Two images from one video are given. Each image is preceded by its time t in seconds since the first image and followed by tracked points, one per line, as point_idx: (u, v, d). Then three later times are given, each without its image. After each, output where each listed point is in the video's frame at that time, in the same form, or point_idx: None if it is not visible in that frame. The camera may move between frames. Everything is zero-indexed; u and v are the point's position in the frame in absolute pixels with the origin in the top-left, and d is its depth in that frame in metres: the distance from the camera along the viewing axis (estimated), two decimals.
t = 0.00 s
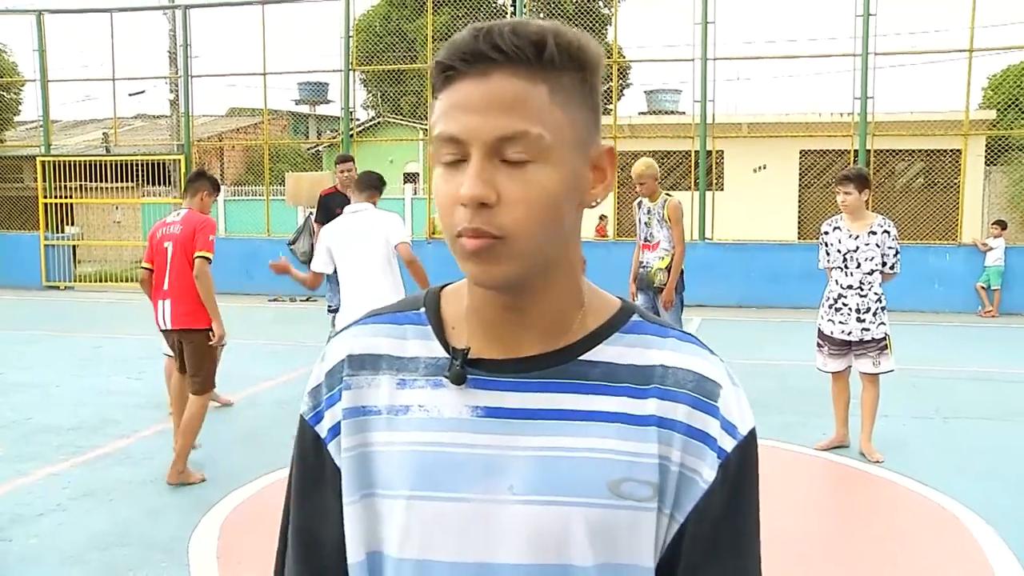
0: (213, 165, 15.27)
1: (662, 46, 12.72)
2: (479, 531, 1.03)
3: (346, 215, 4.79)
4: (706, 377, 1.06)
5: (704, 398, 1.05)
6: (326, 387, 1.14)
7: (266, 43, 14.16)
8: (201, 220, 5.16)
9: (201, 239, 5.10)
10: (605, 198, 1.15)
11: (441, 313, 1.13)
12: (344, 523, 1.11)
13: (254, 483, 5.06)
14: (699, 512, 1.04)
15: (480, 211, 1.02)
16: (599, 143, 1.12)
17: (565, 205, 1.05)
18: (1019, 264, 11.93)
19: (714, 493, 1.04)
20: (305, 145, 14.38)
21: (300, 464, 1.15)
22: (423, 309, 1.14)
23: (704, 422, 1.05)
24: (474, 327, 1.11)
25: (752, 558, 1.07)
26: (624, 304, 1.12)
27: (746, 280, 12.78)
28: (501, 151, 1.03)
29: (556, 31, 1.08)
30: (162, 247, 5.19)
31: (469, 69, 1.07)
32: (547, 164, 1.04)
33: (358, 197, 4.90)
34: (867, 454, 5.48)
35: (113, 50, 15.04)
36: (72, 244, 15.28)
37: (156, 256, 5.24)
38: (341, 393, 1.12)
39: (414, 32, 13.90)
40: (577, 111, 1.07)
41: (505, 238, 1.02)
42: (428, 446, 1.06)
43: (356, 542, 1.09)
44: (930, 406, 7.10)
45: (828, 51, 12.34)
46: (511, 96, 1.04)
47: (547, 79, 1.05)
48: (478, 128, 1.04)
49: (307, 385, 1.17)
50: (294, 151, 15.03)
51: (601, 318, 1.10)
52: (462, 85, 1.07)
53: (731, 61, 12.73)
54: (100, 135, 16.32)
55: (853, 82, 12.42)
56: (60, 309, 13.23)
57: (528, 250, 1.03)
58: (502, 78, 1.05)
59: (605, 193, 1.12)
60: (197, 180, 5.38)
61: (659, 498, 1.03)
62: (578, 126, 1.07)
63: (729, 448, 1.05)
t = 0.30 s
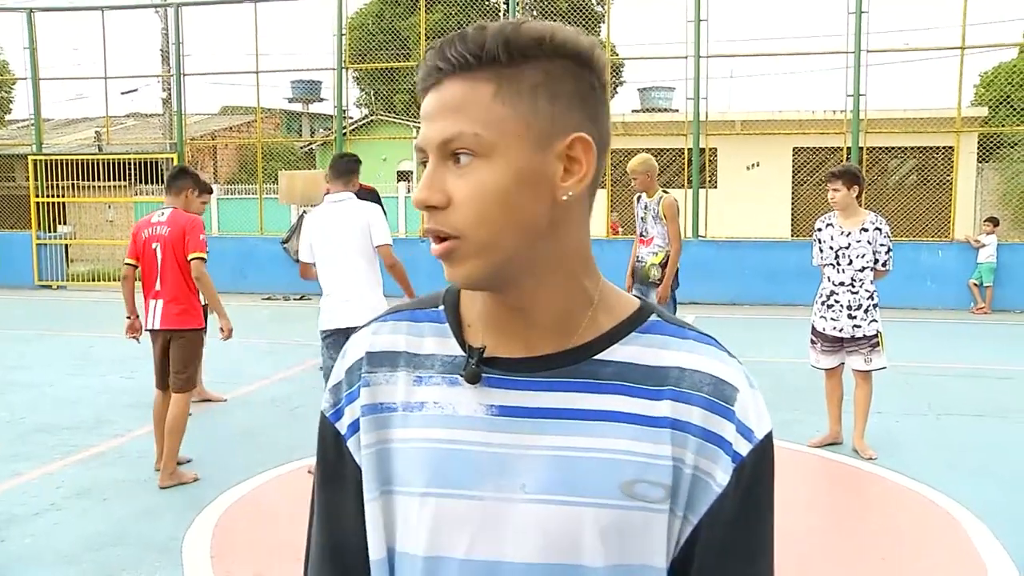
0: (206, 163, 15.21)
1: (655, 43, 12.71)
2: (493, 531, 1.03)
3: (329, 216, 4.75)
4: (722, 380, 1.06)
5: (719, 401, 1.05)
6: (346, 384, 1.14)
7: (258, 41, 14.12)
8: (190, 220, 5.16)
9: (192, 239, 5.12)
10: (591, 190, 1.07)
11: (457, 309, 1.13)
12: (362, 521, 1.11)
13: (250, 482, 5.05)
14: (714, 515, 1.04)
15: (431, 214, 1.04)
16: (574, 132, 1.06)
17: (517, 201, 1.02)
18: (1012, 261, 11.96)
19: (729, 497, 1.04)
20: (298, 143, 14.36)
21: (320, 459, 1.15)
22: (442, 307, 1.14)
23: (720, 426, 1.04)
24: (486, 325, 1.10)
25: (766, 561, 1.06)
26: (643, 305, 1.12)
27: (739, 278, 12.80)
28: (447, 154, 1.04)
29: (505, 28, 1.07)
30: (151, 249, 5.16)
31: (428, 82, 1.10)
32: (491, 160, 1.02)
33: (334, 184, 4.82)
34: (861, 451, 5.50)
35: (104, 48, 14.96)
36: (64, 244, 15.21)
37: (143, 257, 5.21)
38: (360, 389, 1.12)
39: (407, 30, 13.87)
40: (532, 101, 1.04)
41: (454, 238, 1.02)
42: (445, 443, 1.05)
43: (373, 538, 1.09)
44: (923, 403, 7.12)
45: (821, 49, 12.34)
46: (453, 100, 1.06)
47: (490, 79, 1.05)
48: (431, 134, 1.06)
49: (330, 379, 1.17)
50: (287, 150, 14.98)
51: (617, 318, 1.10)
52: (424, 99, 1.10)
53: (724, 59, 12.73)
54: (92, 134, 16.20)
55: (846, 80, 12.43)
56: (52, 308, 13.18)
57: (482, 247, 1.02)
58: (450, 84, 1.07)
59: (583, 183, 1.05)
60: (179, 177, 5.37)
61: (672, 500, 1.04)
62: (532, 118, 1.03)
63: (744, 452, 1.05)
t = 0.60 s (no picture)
0: (204, 163, 15.19)
1: (652, 42, 12.72)
2: (486, 530, 1.03)
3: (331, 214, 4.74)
4: (715, 376, 1.05)
5: (712, 397, 1.04)
6: (349, 386, 1.14)
7: (255, 41, 14.12)
8: (176, 216, 5.19)
9: (177, 236, 5.12)
10: (570, 195, 1.06)
11: (457, 310, 1.13)
12: (363, 521, 1.11)
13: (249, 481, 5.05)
14: (711, 513, 1.03)
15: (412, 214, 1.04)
16: (556, 136, 1.05)
17: (494, 204, 1.02)
18: (1009, 259, 11.98)
19: (726, 494, 1.03)
20: (295, 143, 14.35)
21: (327, 462, 1.16)
22: (442, 308, 1.14)
23: (714, 423, 1.03)
24: (479, 323, 1.10)
25: (766, 558, 1.05)
26: (639, 299, 1.11)
27: (737, 277, 12.80)
28: (429, 154, 1.05)
29: (491, 30, 1.06)
30: (141, 246, 5.20)
31: (418, 77, 1.10)
32: (468, 164, 1.02)
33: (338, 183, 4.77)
34: (859, 450, 5.50)
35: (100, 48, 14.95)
36: (61, 244, 15.19)
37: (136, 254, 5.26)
38: (360, 391, 1.12)
39: (405, 29, 13.86)
40: (514, 107, 1.03)
41: (432, 239, 1.03)
42: (443, 443, 1.05)
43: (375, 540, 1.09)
44: (920, 401, 7.13)
45: (818, 48, 12.36)
46: (436, 101, 1.06)
47: (475, 81, 1.04)
48: (415, 131, 1.07)
49: (335, 381, 1.18)
50: (285, 150, 14.98)
51: (609, 315, 1.08)
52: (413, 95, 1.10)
53: (721, 58, 12.75)
54: (89, 133, 16.19)
55: (843, 79, 12.44)
56: (49, 308, 13.15)
57: (459, 248, 1.03)
58: (435, 83, 1.07)
59: (561, 190, 1.04)
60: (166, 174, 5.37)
61: (667, 498, 1.03)
62: (513, 123, 1.02)
63: (740, 448, 1.04)
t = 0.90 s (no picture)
0: (206, 164, 15.19)
1: (654, 45, 12.71)
2: (476, 533, 1.02)
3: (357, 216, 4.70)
4: (702, 373, 1.04)
5: (700, 395, 1.03)
6: (337, 393, 1.14)
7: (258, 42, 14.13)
8: (179, 219, 5.18)
9: (178, 238, 5.10)
10: (562, 192, 1.06)
11: (443, 314, 1.12)
12: (353, 526, 1.11)
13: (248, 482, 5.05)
14: (701, 512, 1.02)
15: (408, 221, 1.03)
16: (545, 133, 1.05)
17: (490, 206, 1.01)
18: (1012, 262, 11.96)
19: (716, 492, 1.02)
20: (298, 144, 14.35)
21: (317, 468, 1.15)
22: (428, 312, 1.13)
23: (701, 421, 1.02)
24: (469, 326, 1.10)
25: (758, 557, 1.04)
26: (625, 299, 1.10)
27: (739, 279, 12.78)
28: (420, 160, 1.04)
29: (471, 34, 1.06)
30: (145, 248, 5.22)
31: (400, 87, 1.09)
32: (464, 166, 1.02)
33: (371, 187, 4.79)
34: (859, 453, 5.49)
35: (104, 49, 14.96)
36: (64, 244, 15.20)
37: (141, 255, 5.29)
38: (348, 398, 1.11)
39: (407, 31, 13.88)
40: (502, 106, 1.03)
41: (431, 244, 1.02)
42: (432, 447, 1.05)
43: (365, 545, 1.09)
44: (922, 404, 7.11)
45: (821, 50, 12.35)
46: (422, 107, 1.05)
47: (461, 85, 1.04)
48: (402, 141, 1.06)
49: (323, 389, 1.17)
50: (287, 151, 14.99)
51: (597, 316, 1.08)
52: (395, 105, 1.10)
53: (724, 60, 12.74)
54: (90, 135, 16.19)
55: (846, 81, 12.43)
56: (51, 309, 13.17)
57: (459, 252, 1.02)
58: (419, 91, 1.06)
59: (555, 186, 1.04)
60: (172, 176, 5.41)
61: (658, 498, 1.02)
62: (502, 122, 1.02)
63: (730, 445, 1.03)
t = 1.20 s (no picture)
0: (208, 162, 15.18)
1: (657, 44, 12.71)
2: (456, 530, 1.02)
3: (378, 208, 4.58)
4: (679, 366, 1.04)
5: (678, 388, 1.03)
6: (312, 396, 1.13)
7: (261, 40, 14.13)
8: (177, 218, 5.20)
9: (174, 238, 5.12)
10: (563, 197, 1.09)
11: (420, 315, 1.12)
12: (329, 528, 1.10)
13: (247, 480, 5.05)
14: (682, 505, 1.02)
15: (421, 213, 1.01)
16: (555, 138, 1.07)
17: (506, 205, 1.02)
18: (1014, 264, 11.93)
19: (696, 486, 1.02)
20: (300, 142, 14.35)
21: (293, 472, 1.15)
22: (404, 313, 1.13)
23: (681, 413, 1.02)
24: (449, 328, 1.10)
25: (738, 550, 1.04)
26: (602, 295, 1.11)
27: (740, 278, 12.77)
28: (438, 153, 1.02)
29: (498, 28, 1.05)
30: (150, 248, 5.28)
31: (411, 73, 1.06)
32: (485, 163, 1.01)
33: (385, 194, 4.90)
34: (861, 455, 5.48)
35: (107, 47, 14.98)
36: (66, 241, 15.21)
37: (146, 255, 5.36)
38: (323, 400, 1.11)
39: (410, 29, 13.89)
40: (523, 107, 1.04)
41: (442, 240, 1.01)
42: (409, 447, 1.04)
43: (342, 547, 1.08)
44: (924, 406, 7.09)
45: (824, 51, 12.35)
46: (443, 97, 1.03)
47: (486, 80, 1.03)
48: (414, 130, 1.04)
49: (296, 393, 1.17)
50: (289, 149, 15.00)
51: (576, 312, 1.08)
52: (403, 90, 1.06)
53: (727, 60, 12.73)
54: (94, 132, 16.21)
55: (849, 82, 12.42)
56: (54, 306, 13.18)
57: (471, 250, 1.01)
58: (438, 80, 1.04)
59: (562, 190, 1.07)
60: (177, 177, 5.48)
61: (639, 492, 1.02)
62: (524, 124, 1.03)
63: (708, 438, 1.03)
